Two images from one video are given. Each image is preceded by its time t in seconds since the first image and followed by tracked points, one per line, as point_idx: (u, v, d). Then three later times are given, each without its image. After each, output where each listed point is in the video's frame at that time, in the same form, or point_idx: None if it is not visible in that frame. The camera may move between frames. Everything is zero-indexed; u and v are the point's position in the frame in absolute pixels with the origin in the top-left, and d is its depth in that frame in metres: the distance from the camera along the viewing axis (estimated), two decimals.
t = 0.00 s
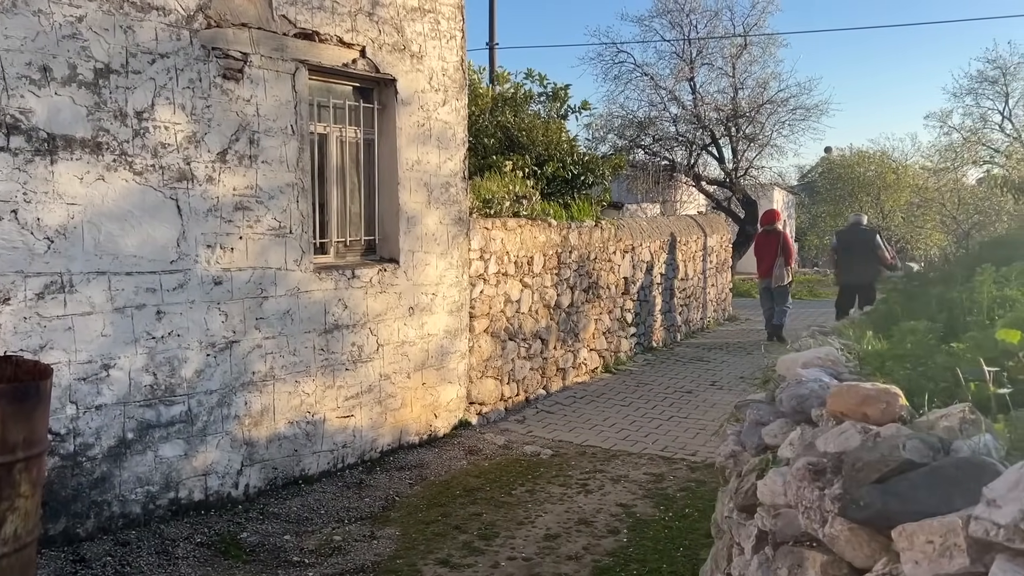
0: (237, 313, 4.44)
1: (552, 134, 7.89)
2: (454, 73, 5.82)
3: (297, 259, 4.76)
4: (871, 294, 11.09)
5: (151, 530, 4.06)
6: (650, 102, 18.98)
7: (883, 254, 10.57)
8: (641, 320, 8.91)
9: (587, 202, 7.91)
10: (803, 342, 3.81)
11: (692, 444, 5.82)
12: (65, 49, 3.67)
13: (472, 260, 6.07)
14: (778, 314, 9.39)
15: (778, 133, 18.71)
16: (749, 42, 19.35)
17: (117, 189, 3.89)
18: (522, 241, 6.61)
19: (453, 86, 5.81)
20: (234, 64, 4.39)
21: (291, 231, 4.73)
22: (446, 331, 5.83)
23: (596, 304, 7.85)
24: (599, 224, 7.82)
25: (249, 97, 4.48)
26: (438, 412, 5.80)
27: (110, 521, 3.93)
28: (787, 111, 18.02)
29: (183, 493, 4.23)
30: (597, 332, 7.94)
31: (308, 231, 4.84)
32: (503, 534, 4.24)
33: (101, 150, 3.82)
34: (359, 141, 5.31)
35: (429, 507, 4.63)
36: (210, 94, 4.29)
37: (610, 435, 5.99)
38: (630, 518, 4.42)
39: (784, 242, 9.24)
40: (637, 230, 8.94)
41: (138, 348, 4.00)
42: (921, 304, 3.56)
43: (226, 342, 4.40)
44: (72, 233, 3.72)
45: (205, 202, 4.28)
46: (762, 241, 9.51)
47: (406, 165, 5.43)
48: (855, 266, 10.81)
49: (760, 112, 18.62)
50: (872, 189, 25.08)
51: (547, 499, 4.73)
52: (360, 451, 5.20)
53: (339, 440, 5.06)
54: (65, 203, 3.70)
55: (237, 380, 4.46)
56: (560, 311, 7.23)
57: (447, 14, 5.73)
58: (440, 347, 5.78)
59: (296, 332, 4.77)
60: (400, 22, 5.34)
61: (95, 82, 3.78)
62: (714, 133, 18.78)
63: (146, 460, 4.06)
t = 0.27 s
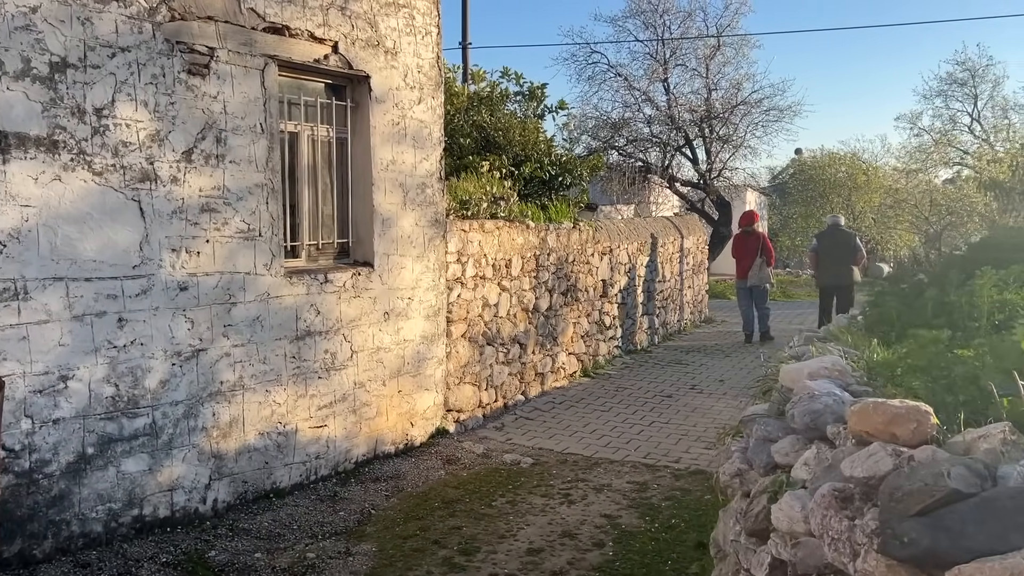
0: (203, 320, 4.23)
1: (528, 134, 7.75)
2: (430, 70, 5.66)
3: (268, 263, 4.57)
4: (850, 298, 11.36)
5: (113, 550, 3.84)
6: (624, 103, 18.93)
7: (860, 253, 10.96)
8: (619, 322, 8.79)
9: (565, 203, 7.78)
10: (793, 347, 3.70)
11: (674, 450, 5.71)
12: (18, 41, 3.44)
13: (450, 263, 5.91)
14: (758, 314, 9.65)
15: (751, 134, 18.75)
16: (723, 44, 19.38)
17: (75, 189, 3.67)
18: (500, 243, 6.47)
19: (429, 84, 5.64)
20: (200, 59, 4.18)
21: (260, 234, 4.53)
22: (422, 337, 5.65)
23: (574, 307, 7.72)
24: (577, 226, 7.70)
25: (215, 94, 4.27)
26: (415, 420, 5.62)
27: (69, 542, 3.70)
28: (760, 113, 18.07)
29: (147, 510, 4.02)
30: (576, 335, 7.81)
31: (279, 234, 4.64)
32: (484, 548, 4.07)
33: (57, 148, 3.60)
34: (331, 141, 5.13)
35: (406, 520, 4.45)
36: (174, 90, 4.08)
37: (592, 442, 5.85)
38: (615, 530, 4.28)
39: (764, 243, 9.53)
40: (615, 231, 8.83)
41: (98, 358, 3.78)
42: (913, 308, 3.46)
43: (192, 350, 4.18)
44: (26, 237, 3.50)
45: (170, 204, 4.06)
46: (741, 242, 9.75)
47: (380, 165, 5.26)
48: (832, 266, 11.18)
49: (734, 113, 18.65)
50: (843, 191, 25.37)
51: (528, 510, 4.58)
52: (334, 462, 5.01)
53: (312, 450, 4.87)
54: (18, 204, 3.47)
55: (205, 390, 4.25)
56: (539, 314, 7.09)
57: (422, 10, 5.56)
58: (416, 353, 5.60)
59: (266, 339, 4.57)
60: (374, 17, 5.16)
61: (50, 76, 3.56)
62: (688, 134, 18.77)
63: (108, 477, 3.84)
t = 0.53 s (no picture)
0: (170, 326, 4.03)
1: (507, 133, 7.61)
2: (407, 67, 5.50)
3: (239, 266, 4.37)
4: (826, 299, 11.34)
5: (74, 571, 3.62)
6: (600, 104, 18.86)
7: (834, 253, 10.96)
8: (598, 325, 8.67)
9: (544, 205, 7.66)
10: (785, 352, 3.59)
11: (658, 456, 5.59)
12: None
13: (428, 265, 5.76)
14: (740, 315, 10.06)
15: (726, 136, 18.78)
16: (697, 45, 19.40)
17: (31, 189, 3.47)
18: (479, 246, 6.35)
19: (406, 81, 5.48)
20: (166, 52, 3.98)
21: (231, 236, 4.34)
22: (400, 342, 5.49)
23: (554, 310, 7.60)
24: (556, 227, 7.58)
25: (183, 89, 4.07)
26: (393, 428, 5.45)
27: (26, 563, 3.49)
28: (735, 115, 18.10)
29: (111, 527, 3.81)
30: (555, 339, 7.68)
31: (250, 236, 4.45)
32: (467, 562, 3.91)
33: (12, 145, 3.39)
34: (305, 139, 4.95)
35: (385, 533, 4.28)
36: (139, 85, 3.88)
37: (574, 449, 5.72)
38: (601, 541, 4.14)
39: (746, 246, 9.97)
40: (594, 232, 8.72)
41: (57, 367, 3.57)
42: (908, 311, 3.38)
43: (159, 358, 3.98)
44: None
45: (134, 204, 3.86)
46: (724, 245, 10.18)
47: (356, 165, 5.09)
48: (808, 267, 11.15)
49: (709, 115, 18.66)
50: (815, 192, 25.30)
51: (512, 521, 4.43)
52: (309, 473, 4.83)
53: (286, 461, 4.68)
54: None
55: (172, 400, 4.05)
56: (518, 317, 6.96)
57: (399, 4, 5.39)
58: (394, 358, 5.44)
59: (237, 346, 4.37)
60: (349, 11, 4.99)
61: (4, 69, 3.36)
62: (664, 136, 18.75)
63: (68, 493, 3.63)
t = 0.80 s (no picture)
0: (139, 329, 3.81)
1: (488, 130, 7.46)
2: (387, 59, 5.32)
3: (212, 265, 4.17)
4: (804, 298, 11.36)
5: None
6: (577, 104, 18.77)
7: (810, 251, 10.96)
8: (580, 326, 8.55)
9: (526, 203, 7.52)
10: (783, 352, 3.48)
11: (646, 459, 5.46)
12: None
13: (409, 265, 5.60)
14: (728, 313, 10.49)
15: (703, 136, 18.77)
16: (673, 46, 19.39)
17: None
18: (461, 245, 6.21)
19: (386, 75, 5.30)
20: (134, 40, 3.77)
21: (203, 234, 4.13)
22: (380, 344, 5.31)
23: (536, 311, 7.47)
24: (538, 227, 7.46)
25: (152, 79, 3.86)
26: (373, 433, 5.27)
27: None
28: (712, 115, 18.12)
29: (76, 543, 3.59)
30: (537, 340, 7.54)
31: (224, 234, 4.25)
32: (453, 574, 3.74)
33: None
34: (281, 134, 4.76)
35: (367, 545, 4.09)
36: (105, 74, 3.66)
37: (560, 453, 5.57)
38: (593, 549, 4.00)
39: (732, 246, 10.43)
40: (575, 232, 8.60)
41: (16, 373, 3.34)
42: (910, 310, 3.28)
43: (127, 363, 3.77)
44: None
45: (100, 200, 3.64)
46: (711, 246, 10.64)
47: (335, 160, 4.90)
48: (785, 266, 11.12)
49: (686, 115, 18.65)
50: (790, 194, 25.60)
51: (499, 529, 4.27)
52: (286, 481, 4.63)
53: (262, 470, 4.47)
54: None
55: (142, 407, 3.83)
56: (500, 318, 6.82)
57: None
58: (374, 361, 5.26)
59: (210, 350, 4.17)
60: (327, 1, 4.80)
61: None
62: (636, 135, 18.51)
63: (29, 507, 3.40)
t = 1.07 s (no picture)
0: (111, 336, 3.59)
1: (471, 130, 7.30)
2: (370, 55, 5.13)
3: (188, 269, 3.95)
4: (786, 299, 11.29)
5: None
6: (554, 105, 18.64)
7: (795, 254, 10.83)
8: (564, 329, 8.41)
9: (510, 204, 7.37)
10: (790, 358, 3.35)
11: (638, 467, 5.31)
12: None
13: (393, 268, 5.41)
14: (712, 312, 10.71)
15: (681, 138, 18.73)
16: (651, 47, 19.32)
17: None
18: (446, 247, 6.04)
19: (369, 71, 5.11)
20: (105, 31, 3.55)
21: (179, 236, 3.91)
22: (364, 350, 5.12)
23: (520, 314, 7.32)
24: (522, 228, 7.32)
25: (124, 72, 3.64)
26: (357, 443, 5.07)
27: None
28: (689, 117, 18.10)
29: (43, 566, 3.35)
30: (522, 344, 7.39)
31: (200, 236, 4.03)
32: None
33: None
34: (260, 131, 4.55)
35: (354, 562, 3.90)
36: (73, 66, 3.44)
37: (550, 461, 5.41)
38: (591, 563, 3.84)
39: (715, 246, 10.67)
40: (559, 234, 8.46)
41: None
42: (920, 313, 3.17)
43: (98, 373, 3.54)
44: None
45: (68, 199, 3.42)
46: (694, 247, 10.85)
47: (316, 159, 4.70)
48: (768, 266, 11.05)
49: (664, 117, 18.59)
50: (768, 194, 25.45)
51: (491, 544, 4.09)
52: (266, 495, 4.42)
53: (242, 483, 4.26)
54: None
55: (114, 420, 3.61)
56: (485, 322, 6.66)
57: None
58: (357, 368, 5.07)
59: (187, 358, 3.95)
60: None
61: None
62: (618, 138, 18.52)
63: None
